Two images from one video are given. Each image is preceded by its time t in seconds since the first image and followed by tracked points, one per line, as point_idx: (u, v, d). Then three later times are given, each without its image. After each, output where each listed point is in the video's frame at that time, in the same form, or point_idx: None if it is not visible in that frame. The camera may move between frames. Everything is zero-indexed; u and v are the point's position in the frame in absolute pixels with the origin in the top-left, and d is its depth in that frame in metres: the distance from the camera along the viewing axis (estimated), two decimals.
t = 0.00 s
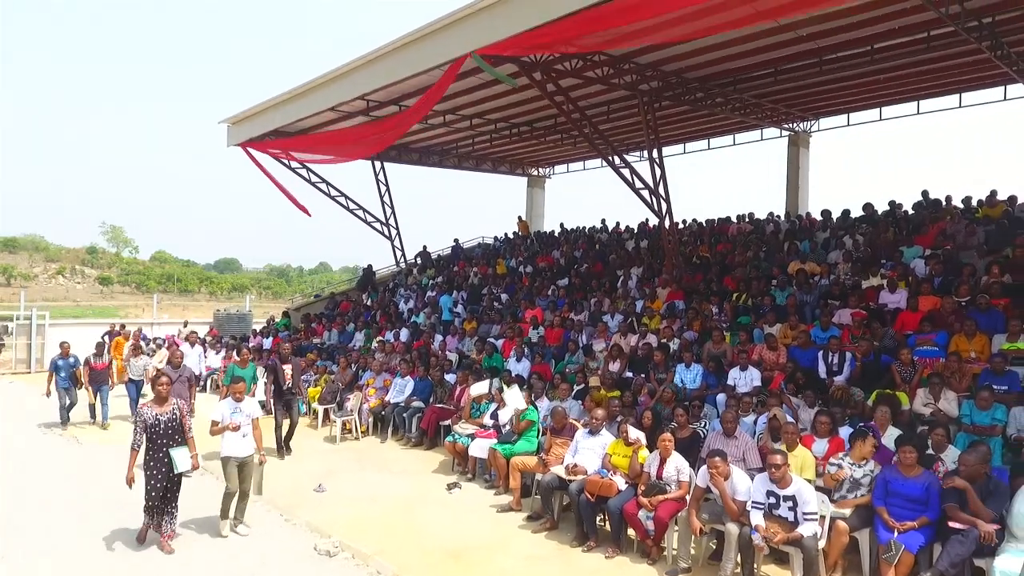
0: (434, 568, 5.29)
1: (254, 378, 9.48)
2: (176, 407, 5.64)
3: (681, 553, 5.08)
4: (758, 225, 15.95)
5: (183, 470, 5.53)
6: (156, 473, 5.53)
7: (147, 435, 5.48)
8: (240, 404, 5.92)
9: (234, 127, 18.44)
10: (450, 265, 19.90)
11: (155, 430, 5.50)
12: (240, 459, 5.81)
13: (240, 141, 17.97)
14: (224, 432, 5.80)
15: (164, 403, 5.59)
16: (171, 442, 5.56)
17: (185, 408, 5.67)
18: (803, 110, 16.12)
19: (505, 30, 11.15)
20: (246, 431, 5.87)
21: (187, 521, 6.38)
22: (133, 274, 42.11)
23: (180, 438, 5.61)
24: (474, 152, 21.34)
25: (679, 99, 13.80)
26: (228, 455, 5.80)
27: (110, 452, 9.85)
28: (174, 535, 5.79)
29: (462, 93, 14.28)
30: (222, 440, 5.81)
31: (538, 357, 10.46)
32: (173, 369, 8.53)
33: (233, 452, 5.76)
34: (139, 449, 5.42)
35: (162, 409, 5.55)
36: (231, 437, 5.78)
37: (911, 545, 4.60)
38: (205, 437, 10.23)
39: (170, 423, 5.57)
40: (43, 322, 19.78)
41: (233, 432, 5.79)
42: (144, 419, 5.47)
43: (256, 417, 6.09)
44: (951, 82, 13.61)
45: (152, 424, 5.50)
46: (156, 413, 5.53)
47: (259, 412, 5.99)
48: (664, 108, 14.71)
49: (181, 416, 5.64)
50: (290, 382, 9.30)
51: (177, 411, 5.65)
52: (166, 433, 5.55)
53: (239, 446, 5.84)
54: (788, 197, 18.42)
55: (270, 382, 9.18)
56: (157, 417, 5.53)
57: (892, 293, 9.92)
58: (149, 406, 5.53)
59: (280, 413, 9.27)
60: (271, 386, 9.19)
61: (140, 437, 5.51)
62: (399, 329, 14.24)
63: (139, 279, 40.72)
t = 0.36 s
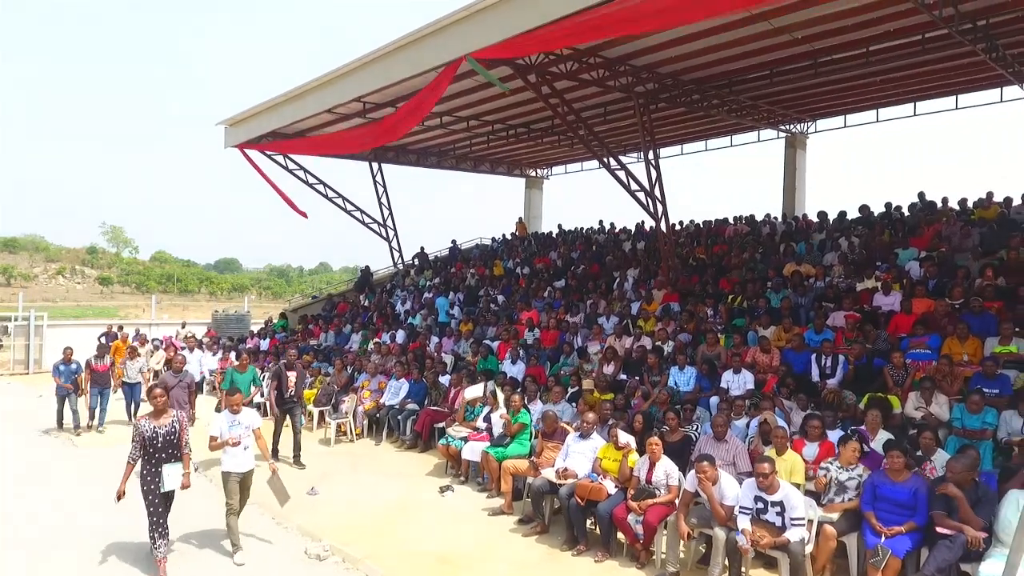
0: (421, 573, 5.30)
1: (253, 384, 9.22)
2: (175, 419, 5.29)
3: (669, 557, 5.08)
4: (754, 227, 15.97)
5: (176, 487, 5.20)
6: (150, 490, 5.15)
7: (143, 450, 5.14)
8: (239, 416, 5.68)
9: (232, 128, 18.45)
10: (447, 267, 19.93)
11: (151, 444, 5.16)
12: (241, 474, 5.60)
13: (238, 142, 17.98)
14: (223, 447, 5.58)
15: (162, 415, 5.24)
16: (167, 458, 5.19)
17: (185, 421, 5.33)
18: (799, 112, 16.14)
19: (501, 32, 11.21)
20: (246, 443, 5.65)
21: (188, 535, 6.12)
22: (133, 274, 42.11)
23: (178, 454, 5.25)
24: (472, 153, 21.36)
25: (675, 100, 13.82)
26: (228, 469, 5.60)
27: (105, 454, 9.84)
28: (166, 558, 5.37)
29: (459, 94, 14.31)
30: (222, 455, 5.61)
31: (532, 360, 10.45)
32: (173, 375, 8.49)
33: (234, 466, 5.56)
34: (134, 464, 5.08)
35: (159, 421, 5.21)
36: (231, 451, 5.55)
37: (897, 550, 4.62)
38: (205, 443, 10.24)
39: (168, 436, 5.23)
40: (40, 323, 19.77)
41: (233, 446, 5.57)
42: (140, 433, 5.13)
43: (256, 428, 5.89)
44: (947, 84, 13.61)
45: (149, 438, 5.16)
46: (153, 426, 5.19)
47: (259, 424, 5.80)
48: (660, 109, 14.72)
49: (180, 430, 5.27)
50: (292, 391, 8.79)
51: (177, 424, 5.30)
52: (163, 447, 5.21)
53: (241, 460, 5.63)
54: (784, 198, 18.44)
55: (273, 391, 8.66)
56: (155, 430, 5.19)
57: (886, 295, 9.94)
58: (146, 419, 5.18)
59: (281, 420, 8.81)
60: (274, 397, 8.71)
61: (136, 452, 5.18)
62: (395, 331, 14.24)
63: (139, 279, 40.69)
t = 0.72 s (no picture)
0: None
1: (253, 389, 8.90)
2: (170, 423, 5.14)
3: (657, 559, 5.09)
4: (750, 227, 15.99)
5: (174, 492, 5.02)
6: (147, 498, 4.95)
7: (138, 457, 4.93)
8: (235, 421, 5.53)
9: (229, 130, 18.47)
10: (445, 268, 19.97)
11: (148, 450, 4.97)
12: (238, 481, 5.47)
13: (235, 144, 18.01)
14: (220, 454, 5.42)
15: (156, 421, 5.07)
16: (165, 462, 5.03)
17: (179, 426, 5.18)
18: (796, 113, 16.16)
19: (496, 34, 11.27)
20: (243, 450, 5.51)
21: (184, 546, 5.92)
22: (133, 274, 42.16)
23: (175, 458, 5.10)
24: (469, 154, 21.39)
25: (671, 101, 13.83)
26: (224, 477, 5.44)
27: (100, 456, 9.84)
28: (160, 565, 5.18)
29: (455, 96, 14.35)
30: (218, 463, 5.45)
31: (526, 361, 10.46)
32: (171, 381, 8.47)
33: (231, 474, 5.41)
34: (131, 471, 4.87)
35: (156, 426, 5.04)
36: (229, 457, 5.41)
37: (883, 552, 4.63)
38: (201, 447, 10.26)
39: (164, 441, 5.06)
40: (39, 324, 19.80)
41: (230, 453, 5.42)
42: (136, 439, 4.93)
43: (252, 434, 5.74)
44: (943, 85, 13.61)
45: (146, 443, 4.98)
46: (149, 431, 5.01)
47: (256, 429, 5.66)
48: (656, 110, 14.73)
49: (176, 433, 5.13)
50: (298, 392, 8.33)
51: (172, 428, 5.15)
52: (159, 453, 5.02)
53: (237, 467, 5.49)
54: (781, 199, 18.46)
55: (277, 393, 8.26)
56: (151, 436, 5.00)
57: (879, 297, 9.97)
58: (141, 424, 5.01)
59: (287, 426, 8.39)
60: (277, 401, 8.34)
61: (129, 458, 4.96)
62: (391, 332, 14.25)
63: (139, 280, 40.67)
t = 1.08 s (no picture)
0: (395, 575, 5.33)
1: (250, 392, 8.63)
2: (165, 434, 4.55)
3: (642, 560, 5.11)
4: (746, 228, 16.02)
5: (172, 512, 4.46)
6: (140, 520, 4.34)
7: (130, 472, 4.35)
8: (239, 431, 5.25)
9: (225, 130, 18.48)
10: (442, 268, 20.00)
11: (139, 465, 4.37)
12: (237, 494, 5.17)
13: (231, 144, 18.02)
14: (218, 464, 5.15)
15: (150, 433, 4.50)
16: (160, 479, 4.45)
17: (175, 439, 4.60)
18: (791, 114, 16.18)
19: (490, 36, 11.33)
20: (244, 462, 5.21)
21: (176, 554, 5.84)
22: (133, 274, 42.16)
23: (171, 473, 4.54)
24: (466, 154, 21.41)
25: (666, 102, 13.85)
26: (222, 489, 5.15)
27: (95, 456, 9.86)
28: None
29: (449, 97, 14.38)
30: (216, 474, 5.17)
31: (519, 362, 10.47)
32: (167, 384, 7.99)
33: (230, 486, 5.13)
34: (122, 488, 4.29)
35: (149, 440, 4.45)
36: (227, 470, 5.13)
37: (866, 553, 4.64)
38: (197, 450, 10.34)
39: (157, 455, 4.46)
40: (36, 324, 19.80)
41: (229, 463, 5.16)
42: (127, 453, 4.35)
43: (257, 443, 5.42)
44: (938, 86, 13.62)
45: (136, 458, 4.38)
46: (141, 445, 4.41)
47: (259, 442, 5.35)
48: (651, 111, 14.76)
49: (172, 447, 4.55)
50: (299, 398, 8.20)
51: (167, 440, 4.56)
52: (152, 469, 4.43)
53: (237, 480, 5.19)
54: (777, 200, 18.48)
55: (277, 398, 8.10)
56: (143, 450, 4.41)
57: (872, 297, 9.97)
58: (132, 436, 4.42)
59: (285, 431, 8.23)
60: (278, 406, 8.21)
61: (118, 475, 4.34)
62: (387, 333, 14.26)
63: (138, 279, 40.63)
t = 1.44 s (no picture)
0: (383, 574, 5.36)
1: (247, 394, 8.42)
2: (164, 439, 4.46)
3: (626, 560, 5.13)
4: (740, 228, 16.04)
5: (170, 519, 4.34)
6: (135, 525, 4.28)
7: (124, 479, 4.28)
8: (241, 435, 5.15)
9: (221, 130, 18.51)
10: (438, 268, 20.02)
11: (134, 473, 4.29)
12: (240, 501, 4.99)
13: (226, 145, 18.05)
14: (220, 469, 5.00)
15: (148, 438, 4.41)
16: (155, 486, 4.35)
17: (174, 444, 4.49)
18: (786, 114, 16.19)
19: (485, 36, 11.38)
20: (247, 467, 5.05)
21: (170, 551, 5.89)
22: (132, 274, 42.19)
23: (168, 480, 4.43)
24: (462, 155, 21.43)
25: (660, 103, 13.87)
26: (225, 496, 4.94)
27: (90, 456, 9.93)
28: None
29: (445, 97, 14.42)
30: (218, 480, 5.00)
31: (511, 363, 10.49)
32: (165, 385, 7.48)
33: (233, 493, 4.94)
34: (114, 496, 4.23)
35: (145, 445, 4.35)
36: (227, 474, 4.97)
37: (847, 554, 4.66)
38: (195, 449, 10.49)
39: (154, 462, 4.37)
40: (33, 325, 19.82)
41: (232, 468, 5.00)
42: (122, 459, 4.27)
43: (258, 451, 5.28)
44: (932, 86, 13.63)
45: (131, 464, 4.30)
46: (136, 451, 4.32)
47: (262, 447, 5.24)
48: (645, 112, 14.78)
49: (170, 452, 4.44)
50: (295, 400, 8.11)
51: (165, 446, 4.45)
52: (149, 476, 4.34)
53: (240, 486, 5.01)
54: (772, 201, 18.51)
55: (274, 399, 7.99)
56: (139, 456, 4.32)
57: (863, 298, 9.97)
58: (129, 441, 4.34)
59: (282, 435, 8.15)
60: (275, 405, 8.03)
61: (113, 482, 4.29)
62: (381, 333, 14.29)
63: (138, 280, 40.64)
